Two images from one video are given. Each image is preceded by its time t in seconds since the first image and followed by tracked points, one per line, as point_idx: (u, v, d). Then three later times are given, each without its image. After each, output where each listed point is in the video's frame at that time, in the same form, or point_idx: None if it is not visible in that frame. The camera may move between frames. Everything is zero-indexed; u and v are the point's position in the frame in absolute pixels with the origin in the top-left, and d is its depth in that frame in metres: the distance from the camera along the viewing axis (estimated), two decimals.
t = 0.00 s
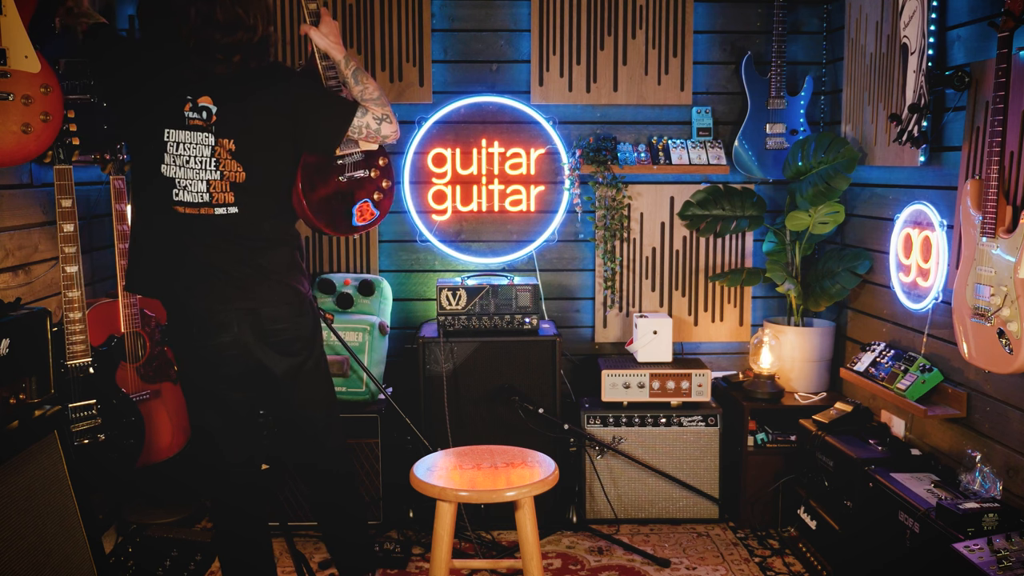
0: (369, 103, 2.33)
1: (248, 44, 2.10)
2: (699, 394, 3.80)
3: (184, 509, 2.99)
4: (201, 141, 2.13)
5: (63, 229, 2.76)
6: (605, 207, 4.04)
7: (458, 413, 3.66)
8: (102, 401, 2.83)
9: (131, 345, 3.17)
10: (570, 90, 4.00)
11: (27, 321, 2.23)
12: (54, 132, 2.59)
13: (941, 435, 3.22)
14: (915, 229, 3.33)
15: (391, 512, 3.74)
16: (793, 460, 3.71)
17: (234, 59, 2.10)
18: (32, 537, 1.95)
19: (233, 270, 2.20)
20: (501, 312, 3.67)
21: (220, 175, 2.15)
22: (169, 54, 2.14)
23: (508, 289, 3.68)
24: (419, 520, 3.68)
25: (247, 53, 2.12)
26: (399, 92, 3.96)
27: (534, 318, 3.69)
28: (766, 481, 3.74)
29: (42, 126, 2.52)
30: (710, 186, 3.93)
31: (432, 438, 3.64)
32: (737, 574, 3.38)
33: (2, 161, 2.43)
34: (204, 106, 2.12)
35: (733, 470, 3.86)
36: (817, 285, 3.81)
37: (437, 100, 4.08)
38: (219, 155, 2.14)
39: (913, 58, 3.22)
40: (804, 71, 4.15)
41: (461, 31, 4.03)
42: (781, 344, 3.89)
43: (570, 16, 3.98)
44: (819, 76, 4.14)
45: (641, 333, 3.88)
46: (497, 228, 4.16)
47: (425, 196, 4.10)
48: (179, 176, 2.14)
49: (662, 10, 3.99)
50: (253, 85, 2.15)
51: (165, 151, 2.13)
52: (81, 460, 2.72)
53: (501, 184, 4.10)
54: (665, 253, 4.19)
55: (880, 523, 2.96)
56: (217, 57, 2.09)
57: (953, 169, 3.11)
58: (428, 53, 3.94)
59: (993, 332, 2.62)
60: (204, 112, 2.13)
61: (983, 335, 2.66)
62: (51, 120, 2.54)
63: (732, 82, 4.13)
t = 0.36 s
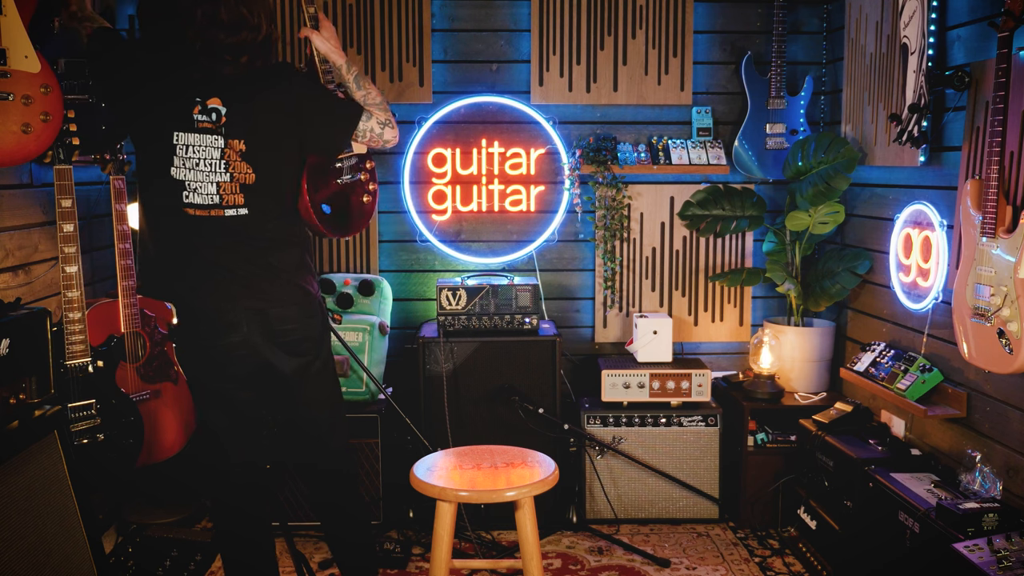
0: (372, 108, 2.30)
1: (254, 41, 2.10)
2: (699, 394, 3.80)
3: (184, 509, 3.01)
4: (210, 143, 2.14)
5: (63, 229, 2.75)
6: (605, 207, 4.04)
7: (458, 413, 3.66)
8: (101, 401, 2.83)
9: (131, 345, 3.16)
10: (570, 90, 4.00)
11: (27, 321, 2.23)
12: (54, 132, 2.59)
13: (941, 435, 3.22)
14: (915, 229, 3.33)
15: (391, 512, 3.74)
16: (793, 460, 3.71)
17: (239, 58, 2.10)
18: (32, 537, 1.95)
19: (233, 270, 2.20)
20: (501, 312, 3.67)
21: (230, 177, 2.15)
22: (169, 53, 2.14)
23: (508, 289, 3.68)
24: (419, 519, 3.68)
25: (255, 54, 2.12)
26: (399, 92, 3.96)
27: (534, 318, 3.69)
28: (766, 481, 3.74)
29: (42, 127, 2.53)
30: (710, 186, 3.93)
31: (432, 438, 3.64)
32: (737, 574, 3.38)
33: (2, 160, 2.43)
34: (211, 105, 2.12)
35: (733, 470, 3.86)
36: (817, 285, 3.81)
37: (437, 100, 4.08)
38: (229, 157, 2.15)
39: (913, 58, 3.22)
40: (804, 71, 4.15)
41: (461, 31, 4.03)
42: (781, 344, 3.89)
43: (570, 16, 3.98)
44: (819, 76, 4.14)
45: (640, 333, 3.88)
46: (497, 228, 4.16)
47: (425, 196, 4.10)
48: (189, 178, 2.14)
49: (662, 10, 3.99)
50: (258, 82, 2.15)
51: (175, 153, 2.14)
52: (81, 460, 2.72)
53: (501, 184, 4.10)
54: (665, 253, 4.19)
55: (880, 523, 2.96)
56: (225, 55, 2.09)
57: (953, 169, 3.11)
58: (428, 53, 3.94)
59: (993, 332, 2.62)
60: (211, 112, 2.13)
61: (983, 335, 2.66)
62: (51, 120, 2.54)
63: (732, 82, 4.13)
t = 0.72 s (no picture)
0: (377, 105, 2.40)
1: (260, 43, 2.11)
2: (699, 394, 3.80)
3: (182, 510, 3.19)
4: (248, 141, 2.12)
5: (63, 229, 2.75)
6: (605, 207, 4.04)
7: (458, 413, 3.66)
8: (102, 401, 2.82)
9: (131, 345, 3.16)
10: (570, 90, 4.00)
11: (27, 321, 2.23)
12: (54, 131, 2.59)
13: (941, 436, 3.22)
14: (915, 229, 3.33)
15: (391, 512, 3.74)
16: (793, 460, 3.71)
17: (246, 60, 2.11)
18: (32, 537, 1.96)
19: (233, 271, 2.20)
20: (501, 312, 3.67)
21: (268, 175, 2.15)
22: (170, 54, 2.14)
23: (508, 289, 3.68)
24: (419, 520, 3.68)
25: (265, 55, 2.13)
26: (399, 92, 3.96)
27: (534, 318, 3.69)
28: (766, 481, 3.74)
29: (42, 127, 2.53)
30: (710, 186, 3.93)
31: (432, 438, 3.64)
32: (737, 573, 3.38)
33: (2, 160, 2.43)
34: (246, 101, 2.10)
35: (733, 470, 3.86)
36: (817, 285, 3.81)
37: (437, 99, 4.08)
38: (266, 155, 2.14)
39: (913, 58, 3.22)
40: (804, 71, 4.15)
41: (461, 31, 4.03)
42: (781, 344, 3.89)
43: (569, 16, 3.98)
44: (819, 76, 4.14)
45: (641, 333, 3.88)
46: (497, 228, 4.16)
47: (425, 196, 4.10)
48: (227, 178, 2.12)
49: (662, 9, 3.99)
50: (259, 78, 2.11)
51: (211, 153, 2.10)
52: (81, 460, 2.72)
53: (501, 184, 4.10)
54: (665, 253, 4.19)
55: (880, 523, 2.96)
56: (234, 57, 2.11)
57: (953, 169, 3.11)
58: (428, 53, 3.94)
59: (993, 331, 2.62)
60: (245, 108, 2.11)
61: (983, 335, 2.67)
62: (51, 120, 2.54)
63: (732, 82, 4.13)
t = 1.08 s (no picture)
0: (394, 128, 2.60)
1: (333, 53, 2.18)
2: (699, 394, 3.80)
3: (182, 510, 3.23)
4: (357, 147, 2.31)
5: (63, 229, 2.75)
6: (605, 207, 4.04)
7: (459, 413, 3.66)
8: (102, 402, 2.82)
9: (131, 345, 3.16)
10: (570, 90, 4.00)
11: (27, 321, 2.23)
12: (54, 131, 2.60)
13: (941, 435, 3.22)
14: (914, 229, 3.33)
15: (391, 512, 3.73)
16: (793, 460, 3.71)
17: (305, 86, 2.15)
18: (32, 537, 1.96)
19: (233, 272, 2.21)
20: (501, 312, 3.67)
21: (369, 181, 2.36)
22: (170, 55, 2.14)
23: (508, 289, 3.68)
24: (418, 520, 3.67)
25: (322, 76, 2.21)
26: (399, 92, 3.95)
27: (534, 318, 3.69)
28: (766, 481, 3.74)
29: (42, 126, 2.53)
30: (710, 186, 3.93)
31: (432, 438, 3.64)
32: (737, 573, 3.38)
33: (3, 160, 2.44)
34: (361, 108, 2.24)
35: (733, 470, 3.86)
36: (817, 285, 3.81)
37: (437, 100, 4.08)
38: (369, 162, 2.34)
39: (913, 58, 3.22)
40: (804, 71, 4.15)
41: (461, 30, 4.03)
42: (781, 344, 3.89)
43: (569, 16, 3.98)
44: (819, 76, 4.14)
45: (641, 333, 3.88)
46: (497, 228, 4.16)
47: (425, 196, 4.10)
48: (340, 181, 2.30)
49: (662, 9, 3.99)
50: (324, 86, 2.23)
51: (330, 156, 2.25)
52: (81, 460, 2.72)
53: (501, 184, 4.10)
54: (665, 253, 4.19)
55: (880, 523, 2.96)
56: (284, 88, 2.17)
57: (953, 169, 3.11)
58: (428, 53, 3.94)
59: (993, 331, 2.62)
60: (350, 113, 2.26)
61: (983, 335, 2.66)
62: (51, 120, 2.55)
63: (732, 82, 4.14)
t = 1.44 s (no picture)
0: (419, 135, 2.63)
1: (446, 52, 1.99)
2: (699, 394, 3.80)
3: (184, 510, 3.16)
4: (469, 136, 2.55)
5: (63, 229, 2.75)
6: (605, 207, 4.04)
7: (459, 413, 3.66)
8: (102, 401, 2.82)
9: (131, 345, 3.16)
10: (570, 90, 4.00)
11: (27, 321, 2.23)
12: (54, 132, 2.60)
13: (941, 436, 3.22)
14: (915, 229, 3.33)
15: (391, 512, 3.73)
16: (793, 460, 3.71)
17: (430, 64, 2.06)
18: (32, 536, 1.96)
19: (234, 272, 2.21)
20: (501, 312, 3.67)
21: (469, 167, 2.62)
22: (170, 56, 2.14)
23: (508, 289, 3.69)
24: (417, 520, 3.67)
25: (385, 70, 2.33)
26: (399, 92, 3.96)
27: (534, 318, 3.69)
28: (766, 481, 3.74)
29: (42, 127, 2.53)
30: (710, 186, 3.93)
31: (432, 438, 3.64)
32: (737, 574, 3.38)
33: (3, 161, 2.44)
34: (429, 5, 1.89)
35: (733, 470, 3.86)
36: (817, 285, 3.81)
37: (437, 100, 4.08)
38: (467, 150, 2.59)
39: (913, 58, 3.22)
40: (804, 71, 4.15)
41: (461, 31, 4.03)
42: (781, 344, 3.89)
43: (570, 16, 3.99)
44: (819, 76, 4.14)
45: (641, 333, 3.88)
46: (497, 228, 4.15)
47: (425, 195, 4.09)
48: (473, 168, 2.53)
49: (662, 9, 3.99)
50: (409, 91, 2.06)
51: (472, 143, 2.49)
52: (81, 460, 2.72)
53: (501, 184, 4.09)
54: (665, 253, 4.19)
55: (880, 523, 2.96)
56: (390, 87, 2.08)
57: (953, 169, 3.11)
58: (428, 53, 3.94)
59: (993, 331, 2.62)
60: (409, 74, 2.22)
61: (983, 335, 2.66)
62: (51, 120, 2.55)
63: (732, 82, 4.14)
